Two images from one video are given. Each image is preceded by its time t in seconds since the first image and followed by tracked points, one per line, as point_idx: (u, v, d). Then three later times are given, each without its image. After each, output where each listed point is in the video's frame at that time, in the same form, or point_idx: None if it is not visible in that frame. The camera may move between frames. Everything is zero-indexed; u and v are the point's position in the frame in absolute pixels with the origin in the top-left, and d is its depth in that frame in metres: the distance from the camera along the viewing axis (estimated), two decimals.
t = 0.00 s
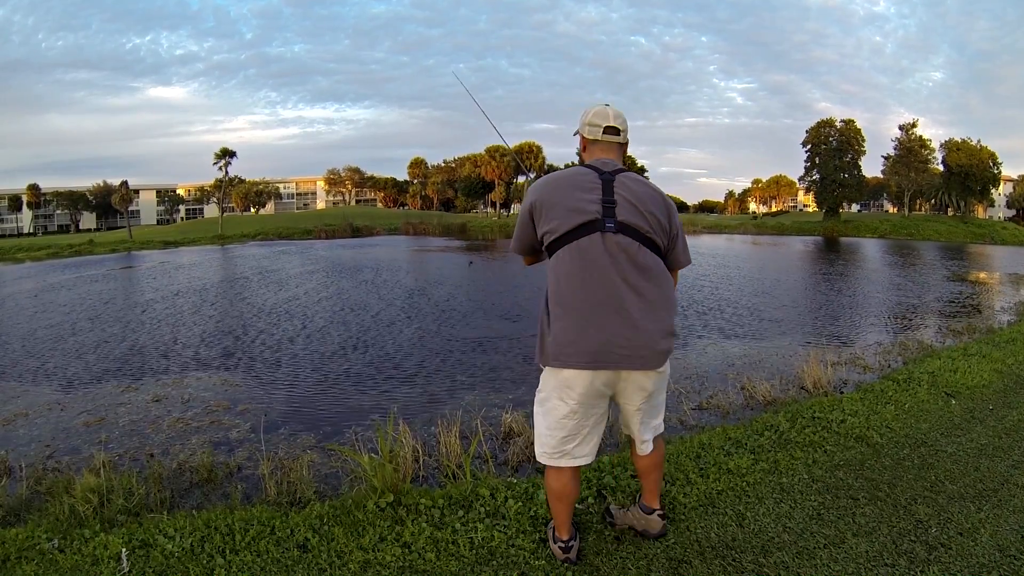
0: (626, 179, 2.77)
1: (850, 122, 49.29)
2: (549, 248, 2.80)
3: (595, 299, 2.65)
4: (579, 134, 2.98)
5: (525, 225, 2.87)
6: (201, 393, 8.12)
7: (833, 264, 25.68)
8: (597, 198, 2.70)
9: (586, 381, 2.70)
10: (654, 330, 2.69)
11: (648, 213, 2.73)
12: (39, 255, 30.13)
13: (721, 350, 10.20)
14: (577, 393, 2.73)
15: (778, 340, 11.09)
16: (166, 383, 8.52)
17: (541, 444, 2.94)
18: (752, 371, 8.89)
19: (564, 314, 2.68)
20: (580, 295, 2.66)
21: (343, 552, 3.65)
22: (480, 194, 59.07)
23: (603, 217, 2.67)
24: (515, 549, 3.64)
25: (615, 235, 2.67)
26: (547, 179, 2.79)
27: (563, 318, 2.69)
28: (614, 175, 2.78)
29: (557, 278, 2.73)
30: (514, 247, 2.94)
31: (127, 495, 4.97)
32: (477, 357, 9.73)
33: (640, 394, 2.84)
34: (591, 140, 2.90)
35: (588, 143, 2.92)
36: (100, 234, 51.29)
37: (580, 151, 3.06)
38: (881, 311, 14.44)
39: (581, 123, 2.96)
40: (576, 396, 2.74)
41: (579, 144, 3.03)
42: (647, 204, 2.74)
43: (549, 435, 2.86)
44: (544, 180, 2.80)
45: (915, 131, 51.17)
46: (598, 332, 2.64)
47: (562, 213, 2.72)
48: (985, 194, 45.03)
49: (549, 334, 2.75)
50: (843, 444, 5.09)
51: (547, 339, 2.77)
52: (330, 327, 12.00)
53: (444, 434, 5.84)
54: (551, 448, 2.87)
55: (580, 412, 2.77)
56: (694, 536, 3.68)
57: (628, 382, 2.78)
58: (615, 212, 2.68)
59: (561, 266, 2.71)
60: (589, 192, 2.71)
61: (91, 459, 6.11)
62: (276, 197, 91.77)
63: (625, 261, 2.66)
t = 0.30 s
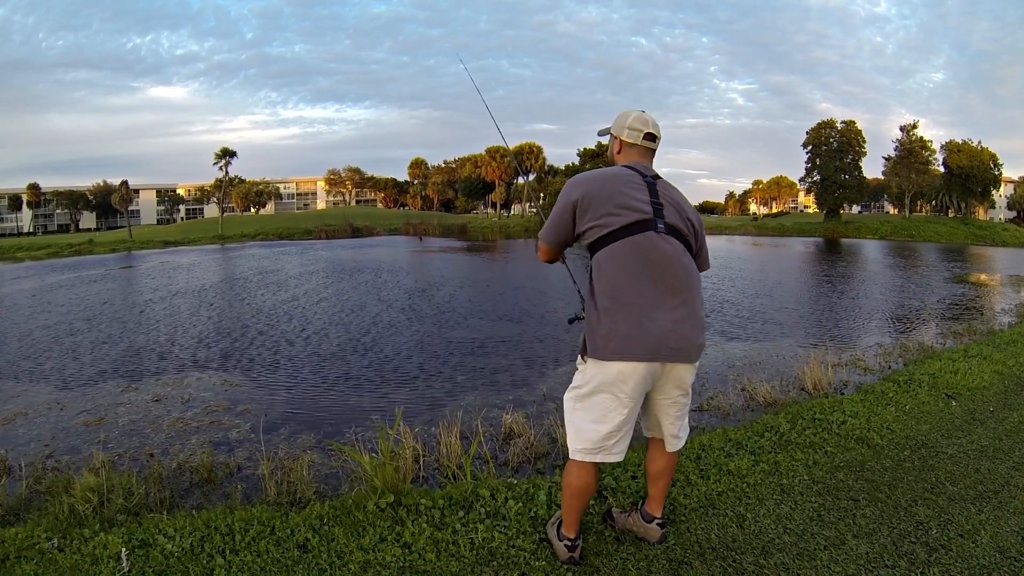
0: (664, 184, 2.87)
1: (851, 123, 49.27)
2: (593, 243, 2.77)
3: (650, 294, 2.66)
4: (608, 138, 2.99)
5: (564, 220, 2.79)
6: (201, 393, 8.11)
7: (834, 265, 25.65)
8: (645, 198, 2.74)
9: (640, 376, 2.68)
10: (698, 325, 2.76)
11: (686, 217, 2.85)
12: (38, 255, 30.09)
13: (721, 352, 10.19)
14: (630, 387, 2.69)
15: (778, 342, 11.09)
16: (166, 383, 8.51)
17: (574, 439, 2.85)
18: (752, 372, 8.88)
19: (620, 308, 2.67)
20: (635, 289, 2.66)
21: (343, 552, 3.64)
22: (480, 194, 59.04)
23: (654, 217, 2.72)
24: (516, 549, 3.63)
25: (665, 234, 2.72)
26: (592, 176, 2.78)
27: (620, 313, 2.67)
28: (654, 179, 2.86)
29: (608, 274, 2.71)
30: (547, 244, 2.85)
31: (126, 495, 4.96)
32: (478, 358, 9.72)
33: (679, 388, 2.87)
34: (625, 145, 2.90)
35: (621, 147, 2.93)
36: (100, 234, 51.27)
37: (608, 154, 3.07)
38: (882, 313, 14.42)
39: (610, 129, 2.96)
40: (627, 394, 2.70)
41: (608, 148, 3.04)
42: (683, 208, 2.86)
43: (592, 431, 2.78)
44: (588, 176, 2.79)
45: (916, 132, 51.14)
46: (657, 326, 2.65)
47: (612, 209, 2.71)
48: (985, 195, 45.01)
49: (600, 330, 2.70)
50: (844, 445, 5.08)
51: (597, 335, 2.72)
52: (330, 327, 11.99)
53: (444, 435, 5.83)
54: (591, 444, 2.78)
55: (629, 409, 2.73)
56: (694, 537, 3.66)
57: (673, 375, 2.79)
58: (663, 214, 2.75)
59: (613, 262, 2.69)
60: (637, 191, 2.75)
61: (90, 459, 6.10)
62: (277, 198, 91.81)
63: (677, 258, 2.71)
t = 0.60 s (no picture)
0: (675, 180, 2.93)
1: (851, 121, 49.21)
2: (627, 238, 2.72)
3: (685, 287, 2.71)
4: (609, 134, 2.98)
5: (599, 216, 2.69)
6: (201, 394, 8.11)
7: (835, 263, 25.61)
8: (671, 192, 2.78)
9: (678, 364, 2.71)
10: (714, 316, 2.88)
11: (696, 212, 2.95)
12: (38, 257, 30.07)
13: (722, 350, 10.17)
14: (669, 376, 2.70)
15: (780, 340, 11.07)
16: (166, 384, 8.51)
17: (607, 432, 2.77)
18: (753, 371, 8.87)
19: (664, 299, 2.67)
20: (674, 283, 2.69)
21: (343, 552, 3.64)
22: (480, 194, 59.00)
23: (680, 211, 2.77)
24: (516, 550, 3.63)
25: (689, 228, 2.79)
26: (623, 169, 2.73)
27: (664, 305, 2.67)
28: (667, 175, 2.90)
29: (648, 266, 2.69)
30: (578, 244, 2.72)
31: (127, 496, 4.97)
32: (479, 358, 9.72)
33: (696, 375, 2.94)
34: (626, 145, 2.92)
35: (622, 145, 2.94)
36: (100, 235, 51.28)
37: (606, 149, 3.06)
38: (883, 311, 14.39)
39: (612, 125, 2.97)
40: (664, 383, 2.71)
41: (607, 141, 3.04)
42: (691, 203, 2.96)
43: (630, 423, 2.72)
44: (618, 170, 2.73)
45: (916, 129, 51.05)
46: (694, 315, 2.71)
47: (648, 202, 2.69)
48: (986, 193, 44.95)
49: (645, 322, 2.68)
50: (844, 444, 5.06)
51: (637, 327, 2.69)
52: (331, 327, 11.99)
53: (445, 435, 5.82)
54: (631, 436, 2.72)
55: (666, 397, 2.74)
56: (695, 536, 3.65)
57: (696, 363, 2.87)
58: (684, 208, 2.81)
59: (652, 254, 2.69)
60: (663, 185, 2.77)
61: (91, 460, 6.10)
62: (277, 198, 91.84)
63: (701, 251, 2.80)
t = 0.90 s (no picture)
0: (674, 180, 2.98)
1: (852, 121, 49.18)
2: (665, 235, 2.66)
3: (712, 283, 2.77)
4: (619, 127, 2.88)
5: (648, 211, 2.57)
6: (201, 393, 8.10)
7: (835, 263, 25.61)
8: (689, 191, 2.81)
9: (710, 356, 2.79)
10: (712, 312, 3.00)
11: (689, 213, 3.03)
12: (38, 255, 30.06)
13: (723, 350, 10.15)
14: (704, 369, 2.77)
15: (780, 340, 11.05)
16: (166, 383, 8.49)
17: (656, 432, 2.73)
18: (753, 370, 8.86)
19: (704, 296, 2.69)
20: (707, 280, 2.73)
21: (343, 552, 3.62)
22: (481, 193, 58.99)
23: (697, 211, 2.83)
24: (517, 549, 3.62)
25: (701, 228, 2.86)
26: (659, 165, 2.67)
27: (704, 301, 2.68)
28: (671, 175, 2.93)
29: (686, 263, 2.67)
30: (628, 243, 2.56)
31: (127, 495, 4.95)
32: (479, 357, 9.70)
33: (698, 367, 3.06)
34: (636, 140, 2.86)
35: (634, 142, 2.87)
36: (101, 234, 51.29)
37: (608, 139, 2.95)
38: (884, 311, 14.37)
39: (625, 118, 2.87)
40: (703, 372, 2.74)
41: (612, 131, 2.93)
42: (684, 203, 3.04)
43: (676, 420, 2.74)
44: (655, 166, 2.65)
45: (917, 129, 51.02)
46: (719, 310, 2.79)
47: (685, 200, 2.69)
48: (987, 193, 44.91)
49: (688, 318, 2.65)
50: (845, 444, 5.04)
51: (678, 323, 2.66)
52: (331, 326, 11.98)
53: (445, 434, 5.81)
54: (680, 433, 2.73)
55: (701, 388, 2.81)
56: (695, 536, 3.64)
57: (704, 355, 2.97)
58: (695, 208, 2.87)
59: (691, 250, 2.68)
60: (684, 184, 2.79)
61: (90, 459, 6.09)
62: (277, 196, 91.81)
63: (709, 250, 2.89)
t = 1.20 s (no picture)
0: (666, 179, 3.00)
1: (853, 121, 49.19)
2: (694, 233, 2.67)
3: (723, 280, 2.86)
4: (643, 125, 2.72)
5: (685, 211, 2.55)
6: (201, 393, 8.10)
7: (835, 263, 25.61)
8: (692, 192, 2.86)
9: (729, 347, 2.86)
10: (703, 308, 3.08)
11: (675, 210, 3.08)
12: (38, 255, 30.05)
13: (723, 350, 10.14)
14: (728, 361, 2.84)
15: (782, 341, 11.03)
16: (166, 383, 8.49)
17: (706, 433, 2.69)
18: (754, 371, 8.85)
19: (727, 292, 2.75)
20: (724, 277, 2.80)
21: (343, 552, 3.62)
22: (481, 193, 58.99)
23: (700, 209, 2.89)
24: (517, 549, 3.61)
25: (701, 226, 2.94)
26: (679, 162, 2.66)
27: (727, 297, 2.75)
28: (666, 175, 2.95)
29: (710, 261, 2.71)
30: (675, 240, 2.51)
31: (127, 495, 4.94)
32: (479, 358, 9.69)
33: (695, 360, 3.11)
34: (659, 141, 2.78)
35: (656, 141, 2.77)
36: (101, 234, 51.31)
37: (623, 137, 2.76)
38: (885, 312, 14.35)
39: (651, 118, 2.72)
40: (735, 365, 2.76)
41: (632, 128, 2.74)
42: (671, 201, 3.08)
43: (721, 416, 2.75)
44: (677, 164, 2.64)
45: (918, 130, 51.00)
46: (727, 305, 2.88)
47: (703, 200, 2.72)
48: (988, 194, 44.88)
49: (722, 314, 2.68)
50: (846, 445, 5.03)
51: (713, 318, 2.66)
52: (331, 326, 11.97)
53: (446, 435, 5.80)
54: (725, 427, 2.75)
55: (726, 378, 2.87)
56: (695, 537, 3.62)
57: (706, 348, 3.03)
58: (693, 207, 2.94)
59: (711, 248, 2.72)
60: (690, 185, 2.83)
61: (90, 459, 6.08)
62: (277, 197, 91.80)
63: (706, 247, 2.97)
